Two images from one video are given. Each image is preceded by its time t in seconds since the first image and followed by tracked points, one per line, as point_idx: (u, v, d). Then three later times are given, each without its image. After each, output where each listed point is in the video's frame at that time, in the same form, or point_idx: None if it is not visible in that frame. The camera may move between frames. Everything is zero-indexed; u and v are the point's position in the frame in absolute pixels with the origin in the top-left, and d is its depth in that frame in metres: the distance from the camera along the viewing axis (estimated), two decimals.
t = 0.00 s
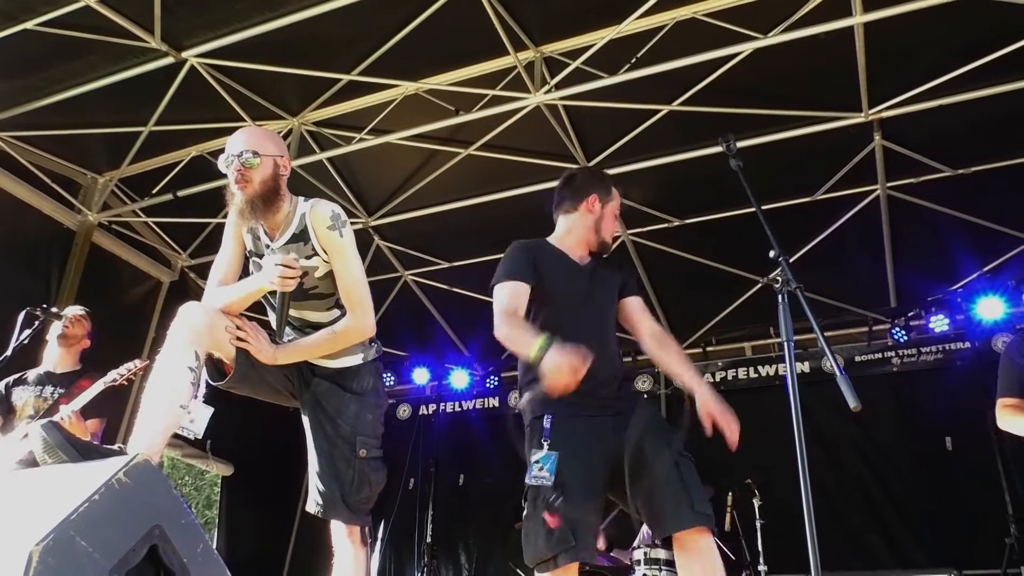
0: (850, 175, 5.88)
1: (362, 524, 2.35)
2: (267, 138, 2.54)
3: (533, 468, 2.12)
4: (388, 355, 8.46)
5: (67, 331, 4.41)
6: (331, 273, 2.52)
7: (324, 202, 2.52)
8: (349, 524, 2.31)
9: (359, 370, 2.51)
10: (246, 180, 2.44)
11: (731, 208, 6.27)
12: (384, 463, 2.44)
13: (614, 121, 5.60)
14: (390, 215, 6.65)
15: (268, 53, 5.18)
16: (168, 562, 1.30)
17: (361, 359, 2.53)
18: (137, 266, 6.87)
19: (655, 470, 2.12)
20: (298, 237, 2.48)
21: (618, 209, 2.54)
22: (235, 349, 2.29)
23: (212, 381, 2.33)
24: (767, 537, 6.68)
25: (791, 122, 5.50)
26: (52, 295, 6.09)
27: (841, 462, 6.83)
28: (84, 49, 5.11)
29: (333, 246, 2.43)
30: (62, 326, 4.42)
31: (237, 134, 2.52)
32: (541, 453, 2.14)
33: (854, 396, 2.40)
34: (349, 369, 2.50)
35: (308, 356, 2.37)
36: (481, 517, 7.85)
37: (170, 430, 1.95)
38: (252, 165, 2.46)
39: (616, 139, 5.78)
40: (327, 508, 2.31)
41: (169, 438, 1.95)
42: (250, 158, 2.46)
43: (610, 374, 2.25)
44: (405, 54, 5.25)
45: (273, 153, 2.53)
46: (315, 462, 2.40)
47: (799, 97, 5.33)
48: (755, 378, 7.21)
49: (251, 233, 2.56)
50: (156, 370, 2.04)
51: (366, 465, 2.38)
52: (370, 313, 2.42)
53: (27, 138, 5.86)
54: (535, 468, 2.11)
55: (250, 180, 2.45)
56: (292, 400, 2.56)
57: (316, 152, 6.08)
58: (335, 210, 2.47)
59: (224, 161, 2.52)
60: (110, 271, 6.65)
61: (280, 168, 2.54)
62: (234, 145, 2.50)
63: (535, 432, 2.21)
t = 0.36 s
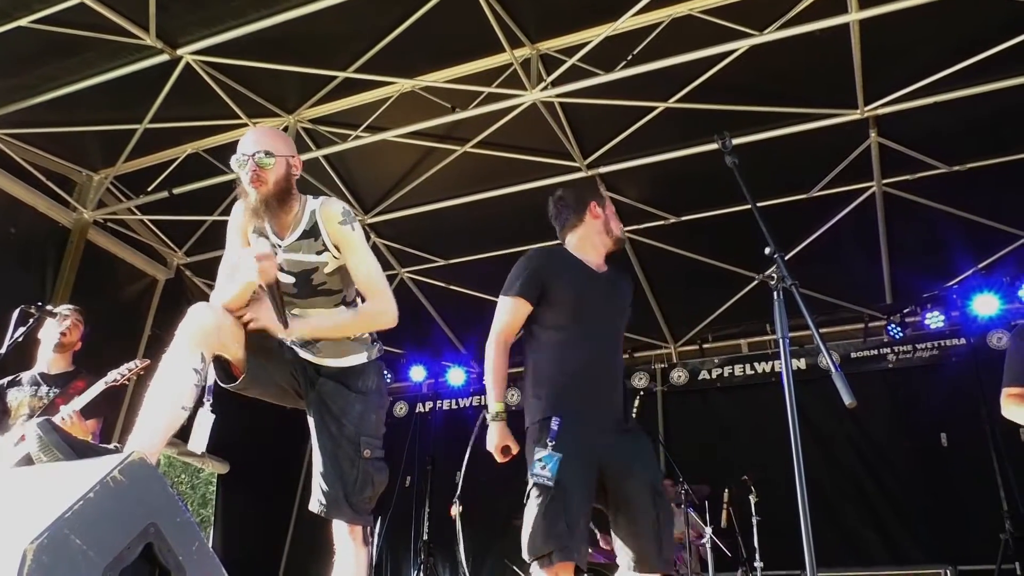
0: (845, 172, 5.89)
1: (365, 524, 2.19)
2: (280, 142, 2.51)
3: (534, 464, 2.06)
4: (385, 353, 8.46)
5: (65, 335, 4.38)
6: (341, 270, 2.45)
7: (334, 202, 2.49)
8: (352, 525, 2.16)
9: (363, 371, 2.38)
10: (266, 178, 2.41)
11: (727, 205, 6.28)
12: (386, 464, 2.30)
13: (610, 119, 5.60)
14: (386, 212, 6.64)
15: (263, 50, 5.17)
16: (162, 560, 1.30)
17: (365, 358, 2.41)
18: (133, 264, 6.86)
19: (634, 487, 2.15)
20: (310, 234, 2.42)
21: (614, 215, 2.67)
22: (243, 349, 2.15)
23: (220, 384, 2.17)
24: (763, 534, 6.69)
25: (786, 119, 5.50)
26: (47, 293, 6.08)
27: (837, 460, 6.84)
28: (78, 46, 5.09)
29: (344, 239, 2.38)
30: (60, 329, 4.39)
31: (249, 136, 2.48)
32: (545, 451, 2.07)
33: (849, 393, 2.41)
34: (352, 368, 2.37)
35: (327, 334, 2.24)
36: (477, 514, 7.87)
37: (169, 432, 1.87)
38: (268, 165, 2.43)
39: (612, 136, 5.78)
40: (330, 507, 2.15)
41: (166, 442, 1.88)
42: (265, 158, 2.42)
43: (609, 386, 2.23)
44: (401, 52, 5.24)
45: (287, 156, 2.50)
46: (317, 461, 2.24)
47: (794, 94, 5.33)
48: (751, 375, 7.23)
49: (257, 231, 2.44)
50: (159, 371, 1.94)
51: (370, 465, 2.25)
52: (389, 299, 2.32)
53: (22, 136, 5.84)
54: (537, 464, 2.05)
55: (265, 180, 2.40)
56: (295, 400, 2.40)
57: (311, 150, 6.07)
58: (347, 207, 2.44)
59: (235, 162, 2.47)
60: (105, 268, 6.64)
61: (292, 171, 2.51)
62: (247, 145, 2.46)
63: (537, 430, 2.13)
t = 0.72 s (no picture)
0: (842, 170, 5.90)
1: (355, 516, 2.13)
2: (298, 119, 2.29)
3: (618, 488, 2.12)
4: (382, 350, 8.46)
5: (57, 333, 4.30)
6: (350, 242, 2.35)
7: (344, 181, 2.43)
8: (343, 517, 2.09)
9: (355, 362, 2.28)
10: (287, 160, 2.17)
11: (724, 203, 6.28)
12: (376, 457, 2.22)
13: (607, 116, 5.60)
14: (383, 209, 6.64)
15: (260, 46, 5.16)
16: (159, 555, 1.30)
17: (357, 350, 2.30)
18: (129, 261, 6.86)
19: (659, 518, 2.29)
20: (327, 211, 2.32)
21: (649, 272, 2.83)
22: (235, 327, 2.05)
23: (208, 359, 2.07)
24: (759, 532, 6.71)
25: (783, 116, 5.51)
26: (43, 290, 6.08)
27: (832, 458, 6.85)
28: (74, 42, 5.08)
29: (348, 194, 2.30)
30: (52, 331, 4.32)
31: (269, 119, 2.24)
32: (623, 477, 2.13)
33: (845, 390, 2.42)
34: (343, 360, 2.26)
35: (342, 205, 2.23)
36: (473, 511, 7.90)
37: (162, 400, 1.84)
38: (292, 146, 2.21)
39: (609, 134, 5.78)
40: (320, 499, 2.06)
41: (156, 416, 1.81)
42: (289, 137, 2.20)
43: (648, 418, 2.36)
44: (398, 48, 5.23)
45: (307, 136, 2.30)
46: (307, 450, 2.15)
47: (791, 92, 5.34)
48: (746, 372, 7.25)
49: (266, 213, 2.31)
50: (150, 339, 1.91)
51: (360, 458, 2.16)
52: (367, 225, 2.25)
53: (18, 132, 5.83)
54: (622, 488, 2.11)
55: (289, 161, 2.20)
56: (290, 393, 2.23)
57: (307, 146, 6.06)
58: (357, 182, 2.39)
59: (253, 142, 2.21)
60: (102, 265, 6.63)
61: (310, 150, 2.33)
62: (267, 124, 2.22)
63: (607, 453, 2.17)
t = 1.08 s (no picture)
0: (838, 166, 5.91)
1: (353, 513, 2.10)
2: (308, 117, 2.40)
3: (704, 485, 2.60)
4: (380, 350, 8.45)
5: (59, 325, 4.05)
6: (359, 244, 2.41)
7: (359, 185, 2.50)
8: (340, 514, 2.06)
9: (351, 358, 2.25)
10: (289, 159, 2.29)
11: (720, 200, 6.29)
12: (373, 453, 2.20)
13: (604, 114, 5.60)
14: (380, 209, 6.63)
15: (256, 47, 5.15)
16: (159, 557, 1.29)
17: (355, 346, 2.28)
18: (125, 262, 6.86)
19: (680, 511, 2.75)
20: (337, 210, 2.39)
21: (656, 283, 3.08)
22: (225, 318, 2.03)
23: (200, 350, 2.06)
24: (759, 529, 6.71)
25: (779, 114, 5.51)
26: (40, 292, 6.06)
27: (831, 455, 6.86)
28: (69, 44, 5.07)
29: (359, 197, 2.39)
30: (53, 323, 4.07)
31: (279, 121, 2.40)
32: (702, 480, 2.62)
33: (843, 387, 2.42)
34: (340, 354, 2.24)
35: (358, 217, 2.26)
36: (472, 510, 7.90)
37: (151, 388, 1.84)
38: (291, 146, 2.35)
39: (606, 132, 5.78)
40: (318, 494, 2.03)
41: (148, 401, 1.83)
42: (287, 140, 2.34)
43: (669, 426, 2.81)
44: (394, 48, 5.23)
45: (316, 134, 2.40)
46: (303, 446, 2.12)
47: (787, 89, 5.34)
48: (745, 369, 7.26)
49: (277, 209, 2.40)
50: (139, 329, 1.91)
51: (357, 453, 2.15)
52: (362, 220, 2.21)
53: (14, 135, 5.82)
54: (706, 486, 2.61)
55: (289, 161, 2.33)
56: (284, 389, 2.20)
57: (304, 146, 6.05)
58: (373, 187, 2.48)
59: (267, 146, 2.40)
60: (99, 267, 6.63)
61: (322, 146, 2.41)
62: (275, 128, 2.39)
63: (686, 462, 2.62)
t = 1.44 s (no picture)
0: (839, 165, 5.90)
1: (358, 513, 2.10)
2: (335, 136, 2.48)
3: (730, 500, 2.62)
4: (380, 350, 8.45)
5: (60, 318, 3.98)
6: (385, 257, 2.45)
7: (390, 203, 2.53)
8: (346, 513, 2.06)
9: (361, 358, 2.26)
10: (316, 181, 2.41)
11: (721, 200, 6.29)
12: (381, 454, 2.19)
13: (604, 114, 5.59)
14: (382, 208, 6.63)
15: (256, 47, 5.15)
16: (159, 557, 1.29)
17: (365, 347, 2.28)
18: (125, 262, 6.86)
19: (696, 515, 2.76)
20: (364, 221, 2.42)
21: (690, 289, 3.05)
22: (230, 318, 2.03)
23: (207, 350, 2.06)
24: (759, 528, 6.71)
25: (780, 113, 5.51)
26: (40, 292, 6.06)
27: (832, 454, 6.86)
28: (69, 44, 5.07)
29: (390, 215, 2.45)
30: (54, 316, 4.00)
31: (311, 141, 2.49)
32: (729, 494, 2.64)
33: (844, 386, 2.41)
34: (349, 353, 2.25)
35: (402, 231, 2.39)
36: (472, 510, 7.90)
37: (152, 387, 1.82)
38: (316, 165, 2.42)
39: (606, 132, 5.78)
40: (326, 492, 2.03)
41: (148, 400, 1.81)
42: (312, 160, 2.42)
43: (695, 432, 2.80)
44: (394, 48, 5.23)
45: (343, 152, 2.45)
46: (310, 445, 2.11)
47: (788, 88, 5.34)
48: (745, 369, 7.30)
49: (305, 220, 2.42)
50: (143, 327, 1.91)
51: (365, 453, 2.14)
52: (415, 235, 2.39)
53: (14, 135, 5.82)
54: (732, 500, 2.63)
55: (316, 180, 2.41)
56: (292, 390, 2.20)
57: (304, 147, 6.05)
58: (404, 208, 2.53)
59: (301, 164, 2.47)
60: (99, 267, 6.63)
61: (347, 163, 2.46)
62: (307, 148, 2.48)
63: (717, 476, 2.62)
